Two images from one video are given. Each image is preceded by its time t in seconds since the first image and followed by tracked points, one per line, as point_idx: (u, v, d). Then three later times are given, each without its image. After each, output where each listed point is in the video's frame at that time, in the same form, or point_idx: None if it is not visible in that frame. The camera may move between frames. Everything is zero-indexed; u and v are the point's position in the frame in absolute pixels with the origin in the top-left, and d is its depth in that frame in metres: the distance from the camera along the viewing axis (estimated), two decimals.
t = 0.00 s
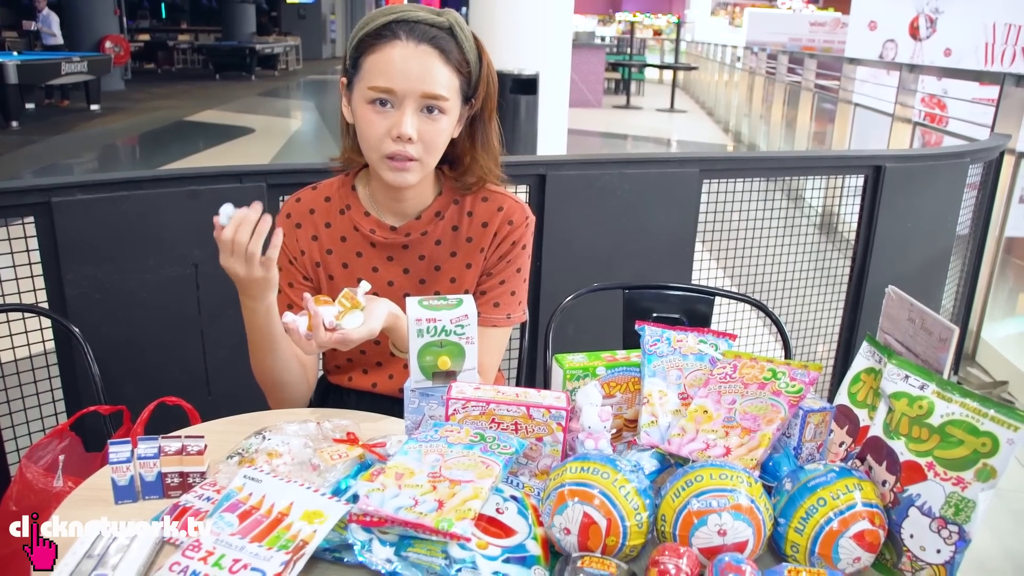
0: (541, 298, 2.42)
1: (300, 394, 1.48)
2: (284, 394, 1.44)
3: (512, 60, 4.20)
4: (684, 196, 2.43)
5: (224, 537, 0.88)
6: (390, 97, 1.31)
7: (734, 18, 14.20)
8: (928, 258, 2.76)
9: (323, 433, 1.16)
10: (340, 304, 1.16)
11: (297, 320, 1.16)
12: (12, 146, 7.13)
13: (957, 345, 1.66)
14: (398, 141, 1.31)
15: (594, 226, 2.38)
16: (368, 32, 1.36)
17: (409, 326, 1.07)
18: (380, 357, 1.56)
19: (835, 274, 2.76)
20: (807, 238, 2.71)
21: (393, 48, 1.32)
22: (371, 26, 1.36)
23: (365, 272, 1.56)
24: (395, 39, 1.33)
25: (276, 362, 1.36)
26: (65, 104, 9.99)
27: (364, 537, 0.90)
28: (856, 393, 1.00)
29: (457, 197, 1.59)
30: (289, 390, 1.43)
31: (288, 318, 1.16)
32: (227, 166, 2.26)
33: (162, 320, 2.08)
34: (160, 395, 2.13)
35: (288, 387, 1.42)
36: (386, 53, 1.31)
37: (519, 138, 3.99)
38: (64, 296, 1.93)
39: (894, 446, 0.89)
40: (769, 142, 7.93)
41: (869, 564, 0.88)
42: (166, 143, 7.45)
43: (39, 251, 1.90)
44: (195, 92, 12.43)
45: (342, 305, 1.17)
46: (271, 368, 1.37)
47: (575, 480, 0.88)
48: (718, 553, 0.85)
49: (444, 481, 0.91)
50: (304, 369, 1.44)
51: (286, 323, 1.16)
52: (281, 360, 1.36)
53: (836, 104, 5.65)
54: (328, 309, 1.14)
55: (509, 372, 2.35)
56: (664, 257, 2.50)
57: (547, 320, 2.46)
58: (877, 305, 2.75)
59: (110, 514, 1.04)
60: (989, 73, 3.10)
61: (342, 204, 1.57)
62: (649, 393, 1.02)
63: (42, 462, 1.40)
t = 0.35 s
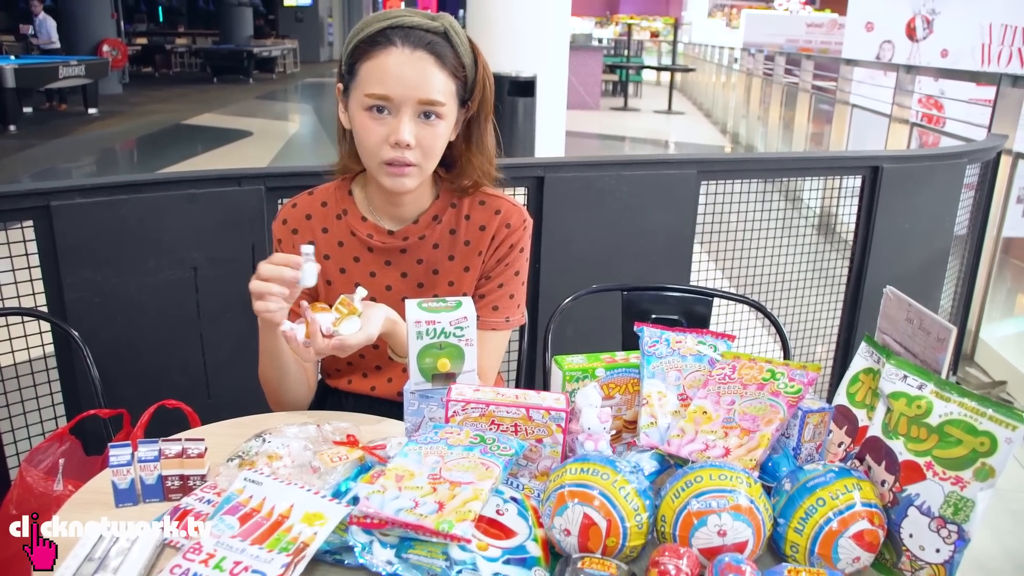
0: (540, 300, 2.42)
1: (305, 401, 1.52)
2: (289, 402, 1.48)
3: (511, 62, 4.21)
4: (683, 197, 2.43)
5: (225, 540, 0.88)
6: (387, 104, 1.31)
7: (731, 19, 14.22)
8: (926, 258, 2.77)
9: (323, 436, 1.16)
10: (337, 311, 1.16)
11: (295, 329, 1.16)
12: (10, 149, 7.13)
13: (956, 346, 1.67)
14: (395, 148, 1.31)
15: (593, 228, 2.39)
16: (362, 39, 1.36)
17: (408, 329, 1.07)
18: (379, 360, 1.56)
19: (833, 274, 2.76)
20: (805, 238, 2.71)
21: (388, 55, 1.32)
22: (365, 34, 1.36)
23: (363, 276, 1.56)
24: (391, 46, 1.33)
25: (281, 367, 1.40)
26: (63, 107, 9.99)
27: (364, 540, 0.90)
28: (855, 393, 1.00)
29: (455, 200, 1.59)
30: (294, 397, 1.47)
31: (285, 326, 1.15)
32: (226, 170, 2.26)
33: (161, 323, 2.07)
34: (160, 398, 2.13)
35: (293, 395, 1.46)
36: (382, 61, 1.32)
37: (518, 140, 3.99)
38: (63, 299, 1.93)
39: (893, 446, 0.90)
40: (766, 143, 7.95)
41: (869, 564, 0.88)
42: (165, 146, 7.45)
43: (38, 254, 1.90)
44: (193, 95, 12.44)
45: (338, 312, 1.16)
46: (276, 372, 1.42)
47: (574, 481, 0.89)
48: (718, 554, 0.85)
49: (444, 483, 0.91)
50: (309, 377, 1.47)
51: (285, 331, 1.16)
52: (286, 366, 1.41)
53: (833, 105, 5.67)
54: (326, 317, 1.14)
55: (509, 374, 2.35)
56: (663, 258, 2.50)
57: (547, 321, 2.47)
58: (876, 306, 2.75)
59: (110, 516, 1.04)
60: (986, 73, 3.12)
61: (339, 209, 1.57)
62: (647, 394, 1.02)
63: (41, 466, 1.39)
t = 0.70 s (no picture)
0: (541, 300, 2.42)
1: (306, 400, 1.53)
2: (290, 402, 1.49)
3: (512, 63, 4.21)
4: (684, 198, 2.43)
5: (226, 539, 0.88)
6: (393, 108, 1.31)
7: (733, 19, 14.22)
8: (927, 258, 2.77)
9: (324, 435, 1.16)
10: (338, 311, 1.16)
11: (297, 329, 1.15)
12: (10, 150, 7.13)
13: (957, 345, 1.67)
14: (400, 152, 1.32)
15: (593, 228, 2.39)
16: (368, 40, 1.36)
17: (408, 329, 1.07)
18: (380, 360, 1.56)
19: (834, 275, 2.76)
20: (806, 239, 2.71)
21: (397, 59, 1.31)
22: (372, 35, 1.36)
23: (365, 275, 1.56)
24: (397, 50, 1.33)
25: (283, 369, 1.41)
26: (64, 108, 10.00)
27: (365, 539, 0.90)
28: (856, 394, 1.00)
29: (455, 200, 1.59)
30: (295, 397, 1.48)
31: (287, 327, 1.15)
32: (227, 170, 2.26)
33: (162, 323, 2.08)
34: (161, 398, 2.13)
35: (294, 393, 1.47)
36: (388, 64, 1.31)
37: (518, 140, 3.99)
38: (64, 299, 1.93)
39: (894, 446, 0.90)
40: (768, 144, 7.95)
41: (870, 564, 0.88)
42: (165, 147, 7.45)
43: (39, 254, 1.90)
44: (194, 95, 12.45)
45: (339, 312, 1.16)
46: (275, 375, 1.42)
47: (575, 481, 0.89)
48: (719, 554, 0.85)
49: (445, 482, 0.91)
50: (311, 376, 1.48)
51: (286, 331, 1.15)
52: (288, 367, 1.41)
53: (834, 105, 5.66)
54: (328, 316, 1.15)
55: (510, 374, 2.35)
56: (664, 258, 2.50)
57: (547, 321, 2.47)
58: (876, 306, 2.76)
59: (110, 516, 1.04)
60: (987, 73, 3.12)
61: (342, 208, 1.57)
62: (649, 394, 1.02)
63: (42, 465, 1.40)
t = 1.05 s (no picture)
0: (540, 299, 2.42)
1: (311, 399, 1.55)
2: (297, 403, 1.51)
3: (510, 62, 4.21)
4: (683, 196, 2.43)
5: (225, 539, 0.88)
6: (379, 104, 1.31)
7: (731, 18, 14.22)
8: (925, 256, 2.77)
9: (323, 435, 1.16)
10: (340, 308, 1.16)
11: (298, 325, 1.13)
12: (8, 149, 7.12)
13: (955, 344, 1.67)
14: (388, 147, 1.31)
15: (592, 227, 2.39)
16: (354, 37, 1.37)
17: (407, 328, 1.07)
18: (381, 357, 1.57)
19: (833, 273, 2.76)
20: (805, 238, 2.71)
21: (378, 54, 1.31)
22: (357, 31, 1.36)
23: (367, 271, 1.56)
24: (378, 44, 1.32)
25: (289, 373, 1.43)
26: (62, 107, 9.99)
27: (364, 539, 0.90)
28: (854, 392, 1.00)
29: (459, 197, 1.59)
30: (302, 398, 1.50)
31: (287, 323, 1.13)
32: (226, 169, 2.26)
33: (161, 322, 2.07)
34: (160, 397, 2.13)
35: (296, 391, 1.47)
36: (371, 59, 1.31)
37: (516, 138, 3.99)
38: (62, 299, 1.93)
39: (893, 444, 0.90)
40: (766, 142, 7.95)
41: (868, 562, 0.88)
42: (164, 146, 7.44)
43: (38, 254, 1.90)
44: (193, 94, 12.45)
45: (341, 308, 1.16)
46: (282, 377, 1.43)
47: (575, 480, 0.89)
48: (718, 552, 0.85)
49: (444, 481, 0.91)
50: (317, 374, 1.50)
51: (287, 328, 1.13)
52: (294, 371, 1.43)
53: (833, 103, 5.66)
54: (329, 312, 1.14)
55: (509, 373, 2.35)
56: (662, 257, 2.50)
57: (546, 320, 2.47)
58: (875, 304, 2.76)
59: (110, 516, 1.04)
60: (985, 72, 3.12)
61: (344, 204, 1.57)
62: (647, 393, 1.02)
63: (41, 465, 1.39)
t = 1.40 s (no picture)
0: (539, 302, 2.42)
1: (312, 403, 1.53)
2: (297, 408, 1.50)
3: (509, 65, 4.21)
4: (682, 199, 2.44)
5: (225, 542, 0.88)
6: (358, 114, 1.31)
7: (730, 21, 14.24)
8: (925, 259, 2.77)
9: (323, 437, 1.16)
10: (343, 308, 1.17)
11: (301, 325, 1.15)
12: (8, 152, 7.13)
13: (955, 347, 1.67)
14: (372, 155, 1.32)
15: (592, 230, 2.39)
16: (338, 49, 1.39)
17: (408, 330, 1.07)
18: (382, 359, 1.57)
19: (833, 276, 2.76)
20: (804, 241, 2.71)
21: (354, 63, 1.31)
22: (338, 44, 1.38)
23: (369, 273, 1.56)
24: (353, 54, 1.33)
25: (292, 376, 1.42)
26: (62, 110, 9.99)
27: (364, 542, 0.90)
28: (854, 396, 1.00)
29: (462, 200, 1.59)
30: (304, 402, 1.49)
31: (290, 324, 1.15)
32: (226, 172, 2.26)
33: (161, 325, 2.07)
34: (160, 400, 2.13)
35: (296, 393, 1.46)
36: (347, 71, 1.31)
37: (516, 141, 3.99)
38: (62, 301, 1.93)
39: (892, 447, 0.90)
40: (765, 145, 7.96)
41: (868, 565, 0.88)
42: (163, 149, 7.44)
43: (38, 256, 1.90)
44: (192, 97, 12.46)
45: (344, 309, 1.17)
46: (282, 381, 1.43)
47: (574, 483, 0.89)
48: (718, 555, 0.85)
49: (444, 484, 0.91)
50: (319, 379, 1.50)
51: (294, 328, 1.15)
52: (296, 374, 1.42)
53: (832, 106, 5.67)
54: (333, 313, 1.15)
55: (508, 376, 2.35)
56: (662, 260, 2.50)
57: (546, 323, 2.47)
58: (874, 307, 2.76)
59: (110, 518, 1.04)
60: (985, 75, 3.12)
61: (347, 206, 1.57)
62: (647, 396, 1.02)
63: (41, 468, 1.39)
